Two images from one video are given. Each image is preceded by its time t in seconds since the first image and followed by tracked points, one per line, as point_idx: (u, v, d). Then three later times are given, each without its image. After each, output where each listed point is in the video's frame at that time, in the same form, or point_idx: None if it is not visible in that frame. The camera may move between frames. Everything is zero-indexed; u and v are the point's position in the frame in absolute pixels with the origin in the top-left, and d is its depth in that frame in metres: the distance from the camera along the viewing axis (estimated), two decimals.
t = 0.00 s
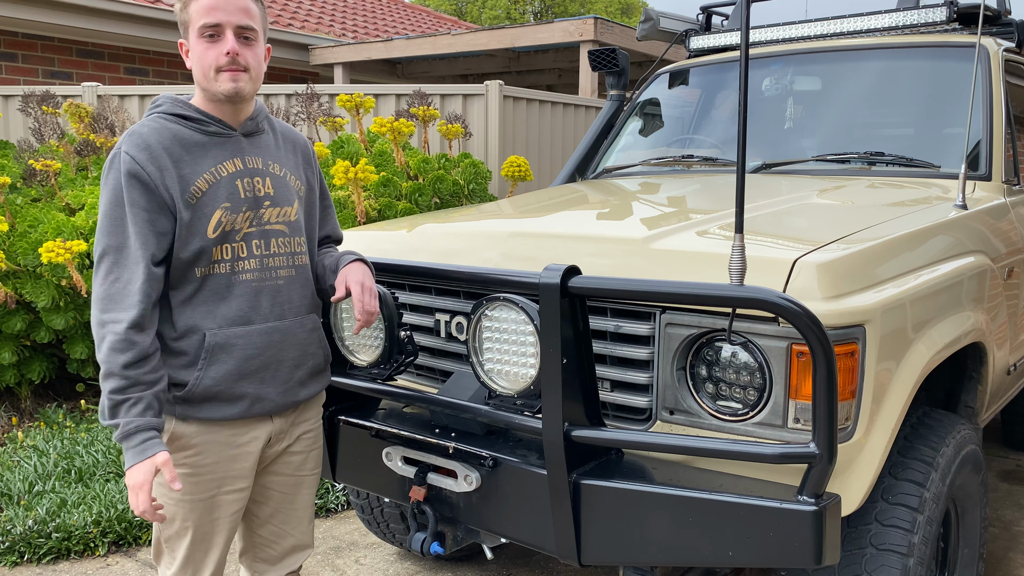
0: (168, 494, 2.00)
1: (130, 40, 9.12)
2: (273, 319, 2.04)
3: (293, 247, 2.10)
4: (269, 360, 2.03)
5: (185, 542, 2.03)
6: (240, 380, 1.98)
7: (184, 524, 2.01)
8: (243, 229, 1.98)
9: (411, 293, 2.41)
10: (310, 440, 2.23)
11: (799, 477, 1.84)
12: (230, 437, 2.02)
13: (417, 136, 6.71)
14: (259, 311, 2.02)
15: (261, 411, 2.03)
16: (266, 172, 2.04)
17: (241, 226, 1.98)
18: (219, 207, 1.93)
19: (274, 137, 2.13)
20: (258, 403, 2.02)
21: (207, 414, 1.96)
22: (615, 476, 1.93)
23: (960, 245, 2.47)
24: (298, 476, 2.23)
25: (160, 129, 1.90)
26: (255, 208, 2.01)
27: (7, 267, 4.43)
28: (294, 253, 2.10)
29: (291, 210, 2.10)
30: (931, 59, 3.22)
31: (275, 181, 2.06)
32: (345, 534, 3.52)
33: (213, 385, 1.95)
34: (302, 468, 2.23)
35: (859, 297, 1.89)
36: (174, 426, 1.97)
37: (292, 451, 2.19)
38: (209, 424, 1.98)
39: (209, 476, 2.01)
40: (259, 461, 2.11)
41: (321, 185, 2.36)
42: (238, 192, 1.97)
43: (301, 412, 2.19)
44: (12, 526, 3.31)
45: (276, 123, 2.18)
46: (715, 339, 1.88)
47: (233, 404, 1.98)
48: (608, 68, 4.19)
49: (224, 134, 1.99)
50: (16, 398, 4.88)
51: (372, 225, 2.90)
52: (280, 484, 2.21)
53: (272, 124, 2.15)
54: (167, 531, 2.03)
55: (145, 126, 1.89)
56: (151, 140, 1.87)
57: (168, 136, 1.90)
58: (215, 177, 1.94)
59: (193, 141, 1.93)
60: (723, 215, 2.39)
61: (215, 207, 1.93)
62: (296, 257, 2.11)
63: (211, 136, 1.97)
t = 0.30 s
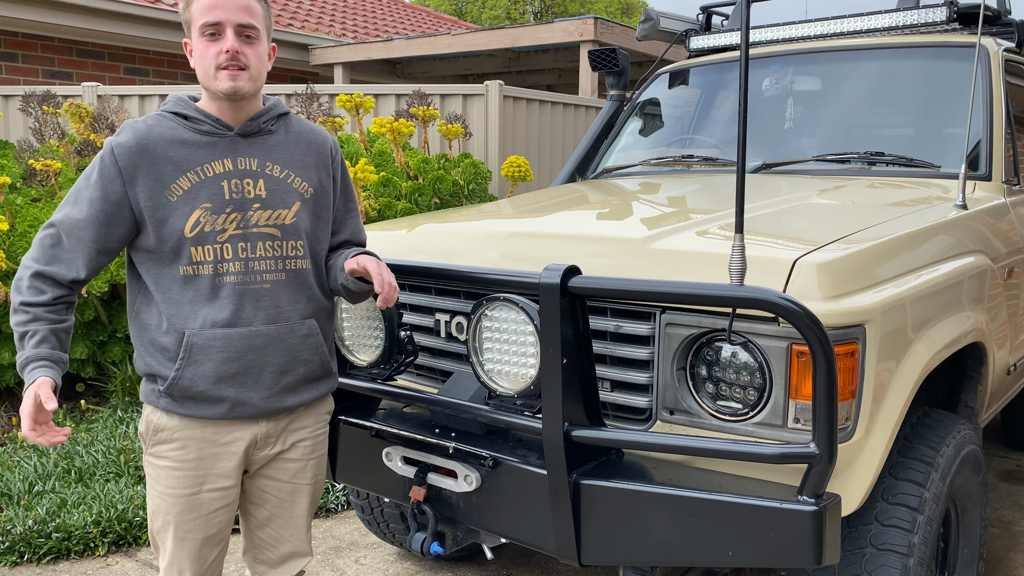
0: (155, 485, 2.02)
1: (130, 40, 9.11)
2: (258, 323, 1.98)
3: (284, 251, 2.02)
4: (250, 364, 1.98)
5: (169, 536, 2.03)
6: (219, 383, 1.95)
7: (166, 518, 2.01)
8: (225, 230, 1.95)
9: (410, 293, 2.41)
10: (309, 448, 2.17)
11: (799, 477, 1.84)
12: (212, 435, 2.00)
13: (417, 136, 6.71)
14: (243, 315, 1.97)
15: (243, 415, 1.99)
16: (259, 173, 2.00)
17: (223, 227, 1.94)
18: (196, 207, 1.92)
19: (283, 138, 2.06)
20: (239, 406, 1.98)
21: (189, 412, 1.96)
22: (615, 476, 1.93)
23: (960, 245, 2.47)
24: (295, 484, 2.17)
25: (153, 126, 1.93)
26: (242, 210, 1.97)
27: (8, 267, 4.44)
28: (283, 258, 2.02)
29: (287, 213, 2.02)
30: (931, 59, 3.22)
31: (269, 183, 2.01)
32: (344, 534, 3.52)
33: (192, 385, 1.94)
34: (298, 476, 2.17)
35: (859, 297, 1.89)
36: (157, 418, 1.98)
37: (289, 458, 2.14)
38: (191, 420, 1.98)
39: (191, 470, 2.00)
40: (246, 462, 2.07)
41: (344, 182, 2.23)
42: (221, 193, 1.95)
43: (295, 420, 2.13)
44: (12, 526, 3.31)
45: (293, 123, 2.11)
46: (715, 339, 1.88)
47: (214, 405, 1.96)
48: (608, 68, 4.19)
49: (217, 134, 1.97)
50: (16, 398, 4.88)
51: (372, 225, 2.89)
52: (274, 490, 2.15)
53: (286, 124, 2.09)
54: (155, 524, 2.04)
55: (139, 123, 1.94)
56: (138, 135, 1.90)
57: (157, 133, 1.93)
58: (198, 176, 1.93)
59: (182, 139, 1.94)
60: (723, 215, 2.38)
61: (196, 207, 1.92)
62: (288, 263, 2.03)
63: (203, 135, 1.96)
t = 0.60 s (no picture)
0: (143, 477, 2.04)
1: (130, 40, 9.11)
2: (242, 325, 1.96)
3: (275, 255, 2.00)
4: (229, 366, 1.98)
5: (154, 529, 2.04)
6: (196, 383, 1.97)
7: (151, 510, 2.02)
8: (216, 232, 1.95)
9: (410, 293, 2.41)
10: (296, 454, 2.12)
11: (799, 477, 1.84)
12: (194, 430, 2.00)
13: (416, 136, 6.71)
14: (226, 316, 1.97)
15: (226, 414, 1.99)
16: (251, 176, 1.99)
17: (214, 229, 1.95)
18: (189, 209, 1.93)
19: (280, 140, 2.04)
20: (220, 407, 1.98)
21: (172, 407, 1.98)
22: (615, 476, 1.93)
23: (960, 245, 2.47)
24: (283, 491, 2.13)
25: (152, 132, 1.96)
26: (233, 212, 1.97)
27: (7, 267, 4.44)
28: (275, 261, 2.00)
29: (279, 216, 2.00)
30: (931, 59, 3.22)
31: (261, 185, 1.99)
32: (344, 534, 3.52)
33: (177, 380, 1.96)
34: (286, 483, 2.13)
35: (859, 297, 1.89)
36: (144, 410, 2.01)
37: (276, 463, 2.11)
38: (173, 414, 1.98)
39: (175, 464, 2.00)
40: (228, 462, 2.06)
41: (346, 183, 2.15)
42: (213, 195, 1.95)
43: (278, 424, 2.08)
44: (12, 526, 3.31)
45: (296, 124, 2.09)
46: (715, 339, 1.88)
47: (195, 403, 1.97)
48: (608, 68, 4.19)
49: (213, 137, 1.98)
50: (16, 398, 4.88)
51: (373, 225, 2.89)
52: (265, 493, 2.13)
53: (287, 126, 2.07)
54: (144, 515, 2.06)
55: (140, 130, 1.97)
56: (137, 141, 1.94)
57: (154, 138, 1.95)
58: (191, 179, 1.94)
59: (178, 143, 1.96)
60: (723, 215, 2.38)
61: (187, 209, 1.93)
62: (279, 265, 2.01)
63: (199, 139, 1.97)
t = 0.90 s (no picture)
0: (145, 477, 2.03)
1: (130, 40, 9.11)
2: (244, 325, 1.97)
3: (278, 255, 2.01)
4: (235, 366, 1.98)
5: (159, 529, 2.03)
6: (203, 382, 1.96)
7: (155, 511, 2.01)
8: (218, 230, 1.95)
9: (410, 293, 2.41)
10: (300, 451, 2.13)
11: (799, 477, 1.84)
12: (199, 430, 1.99)
13: (416, 136, 6.71)
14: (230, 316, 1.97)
15: (232, 414, 1.99)
16: (254, 176, 1.99)
17: (216, 228, 1.95)
18: (191, 206, 1.93)
19: (283, 140, 2.04)
20: (224, 406, 1.98)
21: (177, 407, 1.97)
22: (615, 476, 1.93)
23: (960, 245, 2.47)
24: (287, 488, 2.14)
25: (154, 127, 1.95)
26: (234, 212, 1.96)
27: (7, 267, 4.44)
28: (277, 261, 2.01)
29: (282, 216, 2.00)
30: (931, 59, 3.22)
31: (264, 185, 1.99)
32: (344, 534, 3.52)
33: (181, 381, 1.96)
34: (290, 480, 2.13)
35: (859, 297, 1.89)
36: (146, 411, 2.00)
37: (281, 460, 2.11)
38: (179, 414, 1.98)
39: (178, 464, 2.00)
40: (233, 461, 2.05)
41: (346, 183, 2.16)
42: (215, 194, 1.94)
43: (282, 421, 2.09)
44: (12, 526, 3.31)
45: (296, 125, 2.09)
46: (715, 339, 1.88)
47: (201, 403, 1.97)
48: (608, 68, 4.19)
49: (216, 135, 1.98)
50: (16, 398, 4.88)
51: (373, 225, 2.89)
52: (268, 490, 2.13)
53: (288, 126, 2.07)
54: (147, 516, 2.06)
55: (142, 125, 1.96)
56: (139, 136, 1.93)
57: (157, 133, 1.94)
58: (194, 178, 1.94)
59: (181, 140, 1.95)
60: (723, 215, 2.38)
61: (190, 208, 1.93)
62: (281, 265, 2.02)
63: (202, 137, 1.97)
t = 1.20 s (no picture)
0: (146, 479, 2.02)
1: (130, 40, 9.11)
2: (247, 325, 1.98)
3: (280, 255, 2.02)
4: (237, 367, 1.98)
5: (161, 532, 2.02)
6: (207, 384, 1.96)
7: (157, 514, 2.01)
8: (221, 232, 1.95)
9: (410, 293, 2.41)
10: (300, 447, 2.14)
11: (799, 477, 1.84)
12: (201, 431, 1.99)
13: (416, 136, 6.71)
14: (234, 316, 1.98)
15: (234, 414, 1.99)
16: (255, 176, 1.99)
17: (219, 230, 1.95)
18: (195, 206, 1.92)
19: (281, 140, 2.05)
20: (224, 406, 1.98)
21: (179, 409, 1.96)
22: (614, 476, 1.93)
23: (960, 245, 2.47)
24: (287, 484, 2.15)
25: (152, 128, 1.93)
26: (237, 213, 1.96)
27: (8, 267, 4.44)
28: (279, 262, 2.02)
29: (283, 217, 2.01)
30: (931, 59, 3.22)
31: (265, 186, 2.00)
32: (344, 534, 3.52)
33: (185, 384, 1.95)
34: (290, 476, 2.15)
35: (859, 297, 1.89)
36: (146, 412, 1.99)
37: (281, 458, 2.12)
38: (182, 416, 1.97)
39: (180, 466, 1.99)
40: (234, 461, 2.06)
41: (343, 183, 2.18)
42: (217, 195, 1.94)
43: (284, 420, 2.10)
44: (12, 526, 3.31)
45: (291, 125, 2.10)
46: (715, 339, 1.88)
47: (204, 405, 1.96)
48: (608, 68, 4.19)
49: (216, 136, 1.98)
50: (16, 398, 4.88)
51: (373, 225, 2.89)
52: (269, 488, 2.14)
53: (284, 126, 2.08)
54: (148, 517, 2.05)
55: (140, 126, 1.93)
56: (138, 137, 1.91)
57: (155, 135, 1.93)
58: (196, 179, 1.93)
59: (181, 142, 1.94)
60: (723, 215, 2.38)
61: (191, 210, 1.92)
62: (283, 266, 2.02)
63: (202, 138, 1.96)
